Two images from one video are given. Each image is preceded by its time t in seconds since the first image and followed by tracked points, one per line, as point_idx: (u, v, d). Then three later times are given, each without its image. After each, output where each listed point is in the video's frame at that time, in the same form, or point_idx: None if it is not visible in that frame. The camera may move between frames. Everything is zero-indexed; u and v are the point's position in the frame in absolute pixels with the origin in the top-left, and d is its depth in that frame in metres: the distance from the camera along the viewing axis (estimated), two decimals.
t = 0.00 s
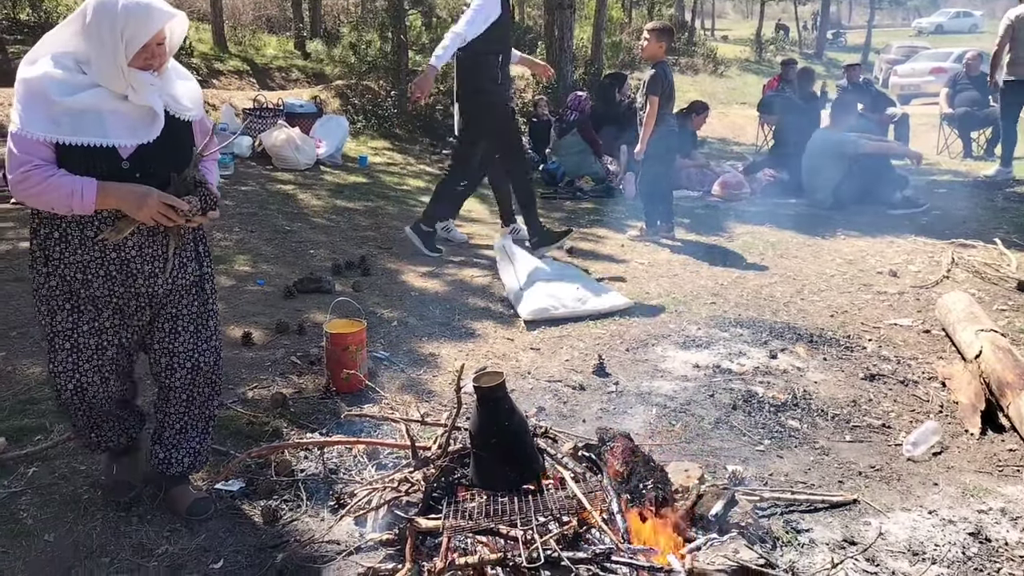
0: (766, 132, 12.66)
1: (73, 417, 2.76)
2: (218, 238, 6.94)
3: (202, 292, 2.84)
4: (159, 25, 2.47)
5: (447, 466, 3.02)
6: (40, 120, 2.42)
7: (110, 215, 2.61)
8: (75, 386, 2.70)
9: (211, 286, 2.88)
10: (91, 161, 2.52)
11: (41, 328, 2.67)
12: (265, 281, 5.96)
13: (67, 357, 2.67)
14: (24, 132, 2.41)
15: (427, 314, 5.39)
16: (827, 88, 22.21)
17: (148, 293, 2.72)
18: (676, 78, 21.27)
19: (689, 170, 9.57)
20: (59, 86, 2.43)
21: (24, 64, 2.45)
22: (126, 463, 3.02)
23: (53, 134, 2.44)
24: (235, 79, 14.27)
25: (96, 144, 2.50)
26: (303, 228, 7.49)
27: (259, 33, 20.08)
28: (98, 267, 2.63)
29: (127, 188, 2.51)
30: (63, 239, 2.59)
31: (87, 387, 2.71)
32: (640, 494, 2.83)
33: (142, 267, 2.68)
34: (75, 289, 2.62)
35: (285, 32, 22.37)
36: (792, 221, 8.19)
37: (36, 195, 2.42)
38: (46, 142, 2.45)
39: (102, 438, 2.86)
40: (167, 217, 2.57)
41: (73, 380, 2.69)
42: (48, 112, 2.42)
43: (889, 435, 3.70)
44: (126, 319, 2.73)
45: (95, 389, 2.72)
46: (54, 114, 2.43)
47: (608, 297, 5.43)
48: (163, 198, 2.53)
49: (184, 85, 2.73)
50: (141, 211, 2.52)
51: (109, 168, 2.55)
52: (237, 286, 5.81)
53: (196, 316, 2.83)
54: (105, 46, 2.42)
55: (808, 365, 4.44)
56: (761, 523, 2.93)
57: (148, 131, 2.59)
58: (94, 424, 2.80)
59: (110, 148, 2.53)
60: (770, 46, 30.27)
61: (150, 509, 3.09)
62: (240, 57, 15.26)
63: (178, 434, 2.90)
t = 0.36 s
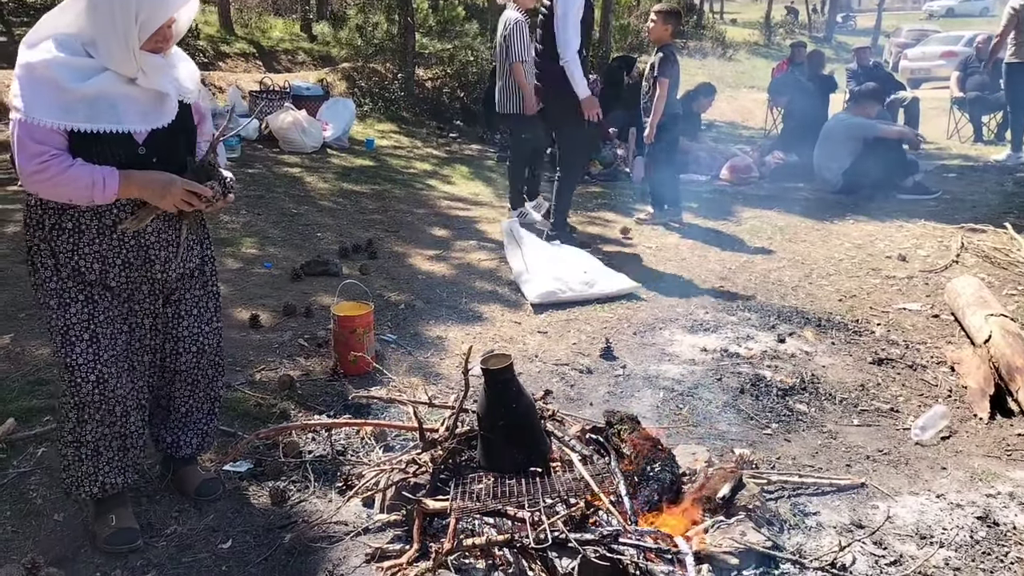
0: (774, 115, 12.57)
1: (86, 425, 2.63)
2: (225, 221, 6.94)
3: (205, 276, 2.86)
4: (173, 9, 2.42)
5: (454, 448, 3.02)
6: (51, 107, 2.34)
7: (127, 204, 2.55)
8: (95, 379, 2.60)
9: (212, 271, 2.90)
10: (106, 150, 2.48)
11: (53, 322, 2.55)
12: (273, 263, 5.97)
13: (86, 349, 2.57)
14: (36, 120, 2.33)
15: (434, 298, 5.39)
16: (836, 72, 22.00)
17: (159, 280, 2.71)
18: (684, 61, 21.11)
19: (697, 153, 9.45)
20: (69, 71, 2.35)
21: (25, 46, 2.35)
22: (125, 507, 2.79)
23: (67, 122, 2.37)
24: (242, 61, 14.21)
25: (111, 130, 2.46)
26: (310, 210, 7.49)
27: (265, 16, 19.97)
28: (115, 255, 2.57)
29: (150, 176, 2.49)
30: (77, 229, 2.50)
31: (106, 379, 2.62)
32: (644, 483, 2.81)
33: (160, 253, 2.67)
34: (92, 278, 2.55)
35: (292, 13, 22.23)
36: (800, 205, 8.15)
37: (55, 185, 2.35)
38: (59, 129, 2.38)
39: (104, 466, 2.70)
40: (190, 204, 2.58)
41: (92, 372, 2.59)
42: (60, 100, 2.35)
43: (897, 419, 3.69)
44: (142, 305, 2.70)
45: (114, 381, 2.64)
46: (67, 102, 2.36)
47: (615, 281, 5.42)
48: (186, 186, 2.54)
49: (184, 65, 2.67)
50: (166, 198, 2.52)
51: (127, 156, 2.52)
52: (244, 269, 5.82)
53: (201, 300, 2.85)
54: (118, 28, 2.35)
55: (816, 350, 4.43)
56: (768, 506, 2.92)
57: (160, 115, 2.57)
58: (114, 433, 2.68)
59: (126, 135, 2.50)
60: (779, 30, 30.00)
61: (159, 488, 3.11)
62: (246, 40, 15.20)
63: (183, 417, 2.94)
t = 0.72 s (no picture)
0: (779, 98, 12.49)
1: (78, 420, 2.62)
2: (228, 204, 6.93)
3: (185, 262, 2.84)
4: None
5: (458, 431, 3.02)
6: (35, 93, 2.29)
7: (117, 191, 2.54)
8: (79, 377, 2.58)
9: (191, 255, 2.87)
10: (93, 137, 2.45)
11: (33, 320, 2.51)
12: (276, 246, 5.96)
13: (67, 348, 2.55)
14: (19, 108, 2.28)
15: (437, 281, 5.38)
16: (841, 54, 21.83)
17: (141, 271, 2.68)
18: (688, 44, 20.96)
19: (702, 135, 9.41)
20: (50, 56, 2.30)
21: None
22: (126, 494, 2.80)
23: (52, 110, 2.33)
24: (244, 44, 14.11)
25: (96, 116, 2.42)
26: (313, 194, 7.47)
27: None
28: (99, 249, 2.54)
29: (141, 169, 2.48)
30: (59, 220, 2.46)
31: (92, 377, 2.61)
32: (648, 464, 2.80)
33: (146, 242, 2.65)
34: (74, 272, 2.51)
35: None
36: (804, 189, 8.11)
37: (44, 176, 2.31)
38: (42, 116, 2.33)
39: (107, 458, 2.71)
40: (180, 197, 2.59)
41: (76, 371, 2.57)
42: (43, 86, 2.30)
43: (901, 402, 3.69)
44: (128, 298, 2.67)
45: (100, 379, 2.62)
46: (50, 88, 2.30)
47: (618, 265, 5.41)
48: (178, 179, 2.54)
49: (160, 47, 2.62)
50: (158, 190, 2.52)
51: (112, 140, 2.49)
52: (247, 252, 5.82)
53: (183, 287, 2.83)
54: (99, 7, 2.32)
55: (820, 333, 4.42)
56: (772, 489, 2.93)
57: (143, 99, 2.53)
58: (113, 427, 2.68)
59: (111, 120, 2.46)
60: (783, 14, 29.75)
61: (164, 467, 3.13)
62: (248, 22, 15.10)
63: (178, 402, 2.95)
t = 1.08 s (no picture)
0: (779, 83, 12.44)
1: (68, 411, 2.61)
2: (225, 188, 6.91)
3: (173, 250, 2.79)
4: None
5: (457, 414, 3.04)
6: (11, 82, 2.25)
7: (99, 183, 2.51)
8: (68, 368, 2.56)
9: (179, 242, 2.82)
10: (71, 126, 2.42)
11: (18, 313, 2.49)
12: (273, 231, 5.94)
13: (55, 341, 2.52)
14: None
15: (435, 266, 5.37)
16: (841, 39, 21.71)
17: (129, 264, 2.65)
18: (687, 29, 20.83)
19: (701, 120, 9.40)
20: (24, 44, 2.26)
21: None
22: (123, 479, 2.80)
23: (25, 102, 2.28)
24: (240, 28, 14.01)
25: (75, 107, 2.39)
26: (310, 178, 7.44)
27: None
28: (82, 243, 2.51)
29: (120, 167, 2.43)
30: (39, 214, 2.43)
31: (81, 367, 2.59)
32: (647, 444, 2.83)
33: (130, 233, 2.63)
34: (57, 265, 2.48)
35: None
36: (803, 173, 8.09)
37: (19, 174, 2.27)
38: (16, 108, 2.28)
39: (101, 443, 2.71)
40: (163, 193, 2.54)
41: (64, 362, 2.55)
42: (17, 76, 2.26)
43: (899, 386, 3.70)
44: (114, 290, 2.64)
45: (90, 369, 2.60)
46: (25, 77, 2.27)
47: (617, 250, 5.39)
48: (158, 176, 2.49)
49: (140, 35, 2.61)
50: (138, 187, 2.47)
51: (91, 131, 2.46)
52: (244, 236, 5.80)
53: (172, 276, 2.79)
54: None
55: (819, 317, 4.42)
56: (771, 472, 2.94)
57: (122, 86, 2.49)
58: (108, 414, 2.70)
59: (89, 109, 2.43)
60: None
61: (162, 454, 3.15)
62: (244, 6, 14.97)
63: (185, 390, 2.93)
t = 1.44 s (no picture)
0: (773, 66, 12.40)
1: (63, 388, 2.60)
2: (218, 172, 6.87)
3: (177, 242, 2.77)
4: None
5: (452, 398, 3.01)
6: (35, 57, 2.23)
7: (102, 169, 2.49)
8: (65, 346, 2.55)
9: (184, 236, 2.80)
10: (85, 108, 2.39)
11: (17, 287, 2.47)
12: (266, 214, 5.91)
13: (54, 318, 2.51)
14: (10, 72, 2.19)
15: (430, 250, 5.36)
16: (835, 23, 21.62)
17: (132, 251, 2.63)
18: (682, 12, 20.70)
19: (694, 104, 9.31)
20: (56, 24, 2.26)
21: None
22: (116, 463, 2.78)
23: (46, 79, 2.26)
24: (231, 10, 13.87)
25: (94, 90, 2.36)
26: (303, 161, 7.40)
27: None
28: (83, 225, 2.49)
29: (123, 163, 2.39)
30: (41, 190, 2.41)
31: (78, 346, 2.57)
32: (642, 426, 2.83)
33: (132, 222, 2.60)
34: (56, 244, 2.47)
35: None
36: (797, 157, 8.09)
37: (25, 151, 2.24)
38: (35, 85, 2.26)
39: (94, 424, 2.69)
40: (161, 199, 2.48)
41: (62, 339, 2.54)
42: (41, 51, 2.24)
43: (893, 368, 3.71)
44: (114, 277, 2.62)
45: (88, 349, 2.59)
46: (50, 54, 2.25)
47: (611, 233, 5.39)
48: (161, 184, 2.44)
49: (173, 32, 2.60)
50: (139, 188, 2.42)
51: (105, 116, 2.43)
52: (237, 220, 5.77)
53: (175, 266, 2.76)
54: None
55: (812, 300, 4.43)
56: (764, 454, 2.95)
57: (145, 78, 2.47)
58: (102, 395, 2.68)
59: (107, 95, 2.41)
60: None
61: (156, 438, 3.15)
62: None
63: (186, 381, 2.92)
